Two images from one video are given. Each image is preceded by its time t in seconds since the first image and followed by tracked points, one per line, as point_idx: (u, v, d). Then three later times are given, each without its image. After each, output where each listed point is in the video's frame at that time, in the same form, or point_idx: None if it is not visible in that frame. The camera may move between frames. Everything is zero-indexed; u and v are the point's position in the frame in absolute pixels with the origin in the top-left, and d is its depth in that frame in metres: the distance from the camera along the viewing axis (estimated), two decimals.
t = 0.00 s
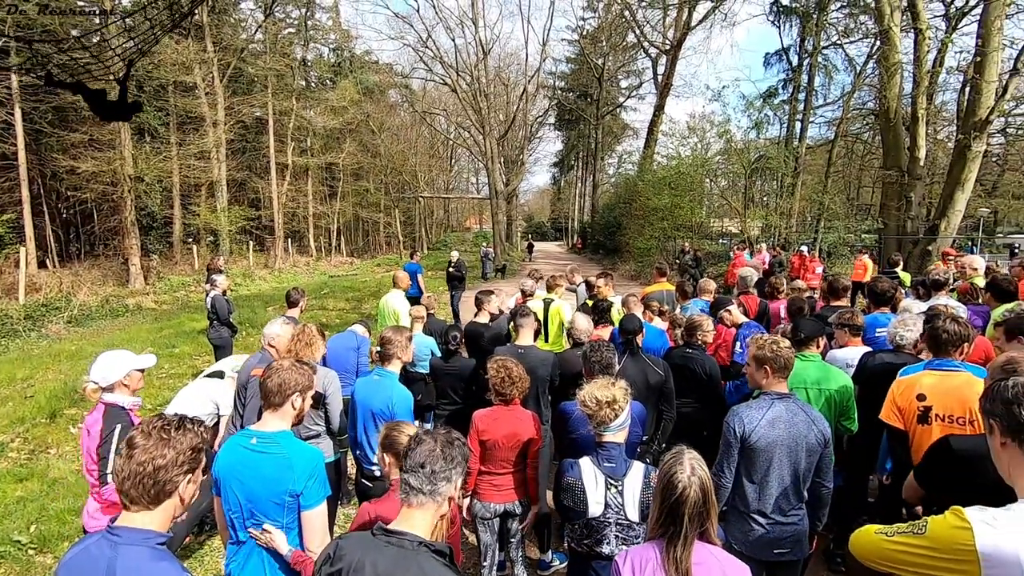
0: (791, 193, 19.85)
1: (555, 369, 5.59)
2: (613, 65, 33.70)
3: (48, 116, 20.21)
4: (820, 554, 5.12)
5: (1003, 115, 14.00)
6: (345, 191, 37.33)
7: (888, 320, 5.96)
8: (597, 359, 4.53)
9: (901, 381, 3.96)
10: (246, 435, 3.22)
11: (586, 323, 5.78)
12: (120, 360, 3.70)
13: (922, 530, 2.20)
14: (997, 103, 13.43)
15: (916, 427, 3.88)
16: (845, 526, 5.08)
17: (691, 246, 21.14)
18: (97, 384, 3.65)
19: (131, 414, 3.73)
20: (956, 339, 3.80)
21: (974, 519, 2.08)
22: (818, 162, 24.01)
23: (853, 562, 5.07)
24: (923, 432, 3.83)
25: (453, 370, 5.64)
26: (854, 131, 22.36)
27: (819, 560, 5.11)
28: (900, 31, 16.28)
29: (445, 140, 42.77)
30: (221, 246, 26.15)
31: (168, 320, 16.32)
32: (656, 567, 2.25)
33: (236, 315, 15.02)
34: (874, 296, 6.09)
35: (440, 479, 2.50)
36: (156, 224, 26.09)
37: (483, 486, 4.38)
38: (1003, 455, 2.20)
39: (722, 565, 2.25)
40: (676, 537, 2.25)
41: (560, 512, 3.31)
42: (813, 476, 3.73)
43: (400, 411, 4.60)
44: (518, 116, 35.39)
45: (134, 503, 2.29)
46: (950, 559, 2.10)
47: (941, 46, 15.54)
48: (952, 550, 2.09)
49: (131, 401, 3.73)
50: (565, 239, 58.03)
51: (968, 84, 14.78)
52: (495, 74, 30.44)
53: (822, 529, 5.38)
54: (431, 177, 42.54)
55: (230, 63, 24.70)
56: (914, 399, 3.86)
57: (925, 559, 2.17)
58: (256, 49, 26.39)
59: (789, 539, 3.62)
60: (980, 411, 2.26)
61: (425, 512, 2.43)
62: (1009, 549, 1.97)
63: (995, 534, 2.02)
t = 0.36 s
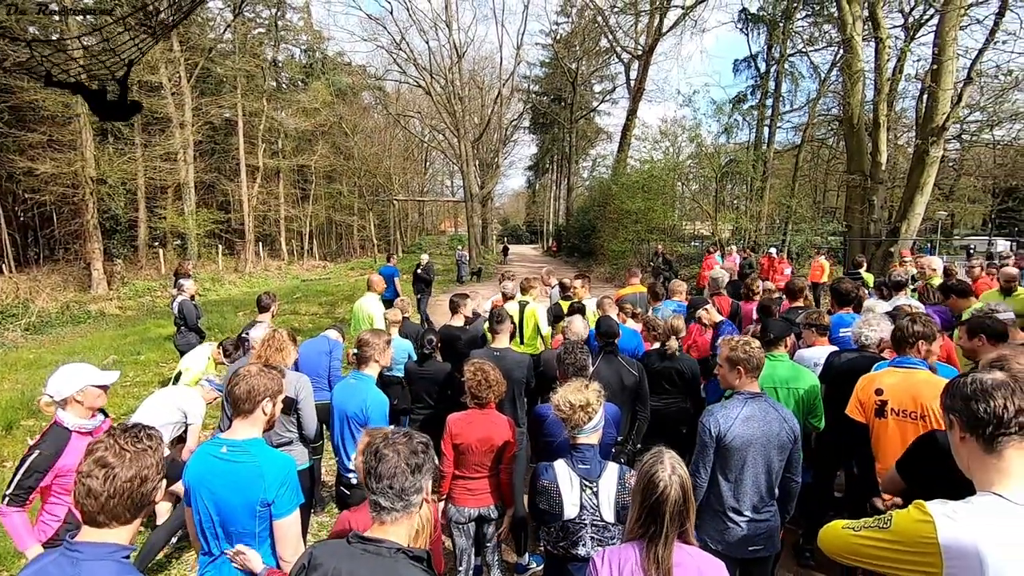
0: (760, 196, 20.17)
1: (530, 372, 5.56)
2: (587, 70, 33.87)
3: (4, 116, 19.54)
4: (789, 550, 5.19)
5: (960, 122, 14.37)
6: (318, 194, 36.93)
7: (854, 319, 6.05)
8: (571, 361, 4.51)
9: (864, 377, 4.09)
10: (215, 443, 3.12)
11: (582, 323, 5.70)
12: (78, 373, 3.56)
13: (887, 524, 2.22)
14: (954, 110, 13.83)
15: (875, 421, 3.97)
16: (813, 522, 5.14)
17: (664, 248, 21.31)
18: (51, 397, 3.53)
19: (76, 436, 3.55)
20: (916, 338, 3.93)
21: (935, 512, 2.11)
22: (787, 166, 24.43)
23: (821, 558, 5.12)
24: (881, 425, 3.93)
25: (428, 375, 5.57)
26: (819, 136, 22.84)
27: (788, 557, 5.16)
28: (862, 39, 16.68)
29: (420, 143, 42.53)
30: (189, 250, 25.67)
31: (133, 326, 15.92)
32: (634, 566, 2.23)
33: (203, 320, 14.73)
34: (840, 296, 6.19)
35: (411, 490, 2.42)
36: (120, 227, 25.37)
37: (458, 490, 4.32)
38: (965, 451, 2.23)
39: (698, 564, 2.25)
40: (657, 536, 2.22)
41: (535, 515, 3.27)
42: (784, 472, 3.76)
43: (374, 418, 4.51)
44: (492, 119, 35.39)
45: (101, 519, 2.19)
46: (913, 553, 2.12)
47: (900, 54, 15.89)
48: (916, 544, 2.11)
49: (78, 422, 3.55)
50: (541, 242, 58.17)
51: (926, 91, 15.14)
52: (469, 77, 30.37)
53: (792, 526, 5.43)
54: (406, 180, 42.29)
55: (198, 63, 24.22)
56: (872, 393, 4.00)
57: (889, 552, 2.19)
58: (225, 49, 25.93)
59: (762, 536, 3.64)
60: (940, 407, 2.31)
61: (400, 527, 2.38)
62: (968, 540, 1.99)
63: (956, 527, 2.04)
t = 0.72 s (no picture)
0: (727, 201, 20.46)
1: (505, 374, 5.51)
2: (559, 74, 33.97)
3: None
4: (755, 546, 5.23)
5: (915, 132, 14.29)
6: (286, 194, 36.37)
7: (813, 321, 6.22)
8: (545, 363, 4.47)
9: (827, 376, 4.12)
10: (186, 447, 2.98)
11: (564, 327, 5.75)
12: (29, 375, 3.41)
13: (855, 518, 2.23)
14: (909, 119, 14.21)
15: (835, 417, 4.03)
16: (779, 519, 5.17)
17: (634, 251, 21.48)
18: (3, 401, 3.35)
19: (33, 440, 3.41)
20: (877, 337, 4.00)
21: (901, 506, 2.12)
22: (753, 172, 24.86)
23: (786, 554, 5.15)
24: (842, 422, 3.98)
25: (403, 376, 5.48)
26: (784, 143, 23.29)
27: (753, 554, 5.18)
28: (824, 50, 17.05)
29: (392, 145, 42.20)
30: (150, 251, 25.00)
31: (91, 329, 15.40)
32: (615, 565, 2.19)
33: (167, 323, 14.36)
34: (799, 298, 6.31)
35: (394, 498, 2.35)
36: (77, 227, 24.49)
37: (432, 494, 4.24)
38: (927, 445, 2.26)
39: (679, 562, 2.21)
40: (636, 537, 2.20)
41: (511, 517, 3.22)
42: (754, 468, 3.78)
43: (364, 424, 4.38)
44: (464, 121, 35.28)
45: (57, 534, 2.08)
46: (879, 546, 2.14)
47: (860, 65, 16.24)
48: (881, 537, 2.13)
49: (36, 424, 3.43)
50: (513, 244, 58.24)
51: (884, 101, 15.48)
52: (441, 78, 30.18)
53: (758, 523, 5.46)
54: (378, 181, 41.88)
55: (161, 59, 23.60)
56: (834, 392, 4.04)
57: (857, 545, 2.20)
58: (190, 45, 25.31)
59: (735, 532, 3.64)
60: (905, 404, 2.34)
61: (381, 537, 2.31)
62: (932, 532, 2.02)
63: (922, 520, 2.05)
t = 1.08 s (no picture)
0: (688, 206, 20.73)
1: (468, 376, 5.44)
2: (524, 77, 33.97)
3: None
4: (711, 544, 5.27)
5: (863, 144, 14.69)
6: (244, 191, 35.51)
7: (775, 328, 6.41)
8: (509, 365, 4.41)
9: (781, 379, 4.15)
10: (134, 451, 2.82)
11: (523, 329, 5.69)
12: None
13: (807, 514, 2.22)
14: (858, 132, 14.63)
15: (789, 418, 4.06)
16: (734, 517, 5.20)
17: (597, 254, 21.62)
18: None
19: None
20: (829, 340, 4.07)
21: (851, 499, 2.13)
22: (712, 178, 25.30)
23: (741, 552, 5.18)
24: (796, 422, 4.02)
25: (365, 377, 5.37)
26: (741, 151, 23.78)
27: (709, 552, 5.20)
28: (781, 62, 17.45)
29: (355, 143, 41.62)
30: (97, 247, 24.04)
31: (32, 328, 14.70)
32: (578, 564, 2.14)
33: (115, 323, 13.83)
34: (752, 302, 6.41)
35: (362, 507, 2.25)
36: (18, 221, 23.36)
37: (393, 498, 4.14)
38: (876, 443, 2.28)
39: (644, 564, 2.17)
40: (601, 537, 2.16)
41: (471, 519, 3.15)
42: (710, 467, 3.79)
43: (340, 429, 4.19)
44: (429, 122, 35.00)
45: None
46: (828, 541, 2.14)
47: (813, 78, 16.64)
48: (832, 531, 2.13)
49: None
50: (478, 246, 58.11)
51: (835, 113, 15.89)
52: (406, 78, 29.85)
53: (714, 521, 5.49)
54: (340, 180, 41.24)
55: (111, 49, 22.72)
56: (788, 394, 4.07)
57: (810, 540, 2.19)
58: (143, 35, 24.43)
59: (692, 530, 3.65)
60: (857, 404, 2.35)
61: (346, 548, 2.21)
62: (877, 525, 2.04)
63: (869, 513, 2.07)
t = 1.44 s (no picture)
0: (645, 205, 20.99)
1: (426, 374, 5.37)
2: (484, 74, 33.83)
3: None
4: (665, 536, 5.31)
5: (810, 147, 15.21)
6: (193, 185, 34.42)
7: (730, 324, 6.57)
8: (466, 364, 4.37)
9: (747, 374, 4.19)
10: (62, 461, 2.67)
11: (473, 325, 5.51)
12: None
13: (759, 501, 2.27)
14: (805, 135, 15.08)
15: (760, 415, 4.12)
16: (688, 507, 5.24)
17: (557, 252, 21.75)
18: None
19: None
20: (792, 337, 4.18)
21: (799, 488, 2.18)
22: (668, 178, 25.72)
23: (694, 542, 5.23)
24: (765, 421, 4.09)
25: (320, 376, 5.24)
26: (695, 153, 24.25)
27: (664, 543, 5.24)
28: (733, 66, 17.82)
29: (310, 138, 40.80)
30: (31, 242, 22.91)
31: None
32: (538, 563, 2.13)
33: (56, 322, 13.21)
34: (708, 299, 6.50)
35: (322, 509, 2.19)
36: None
37: (349, 500, 4.07)
38: (823, 432, 2.34)
39: (603, 560, 2.16)
40: (559, 535, 2.14)
41: (426, 519, 3.10)
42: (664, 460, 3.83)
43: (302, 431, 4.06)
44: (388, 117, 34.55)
45: None
46: (778, 527, 2.19)
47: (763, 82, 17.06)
48: (782, 517, 2.19)
49: None
50: (438, 244, 57.71)
51: (783, 117, 16.31)
52: (364, 72, 29.39)
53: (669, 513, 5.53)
54: (295, 175, 40.36)
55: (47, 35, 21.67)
56: (758, 387, 4.12)
57: (764, 524, 2.24)
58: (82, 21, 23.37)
59: (646, 523, 3.68)
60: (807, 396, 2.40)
61: (305, 553, 2.12)
62: (822, 512, 2.12)
63: (817, 500, 2.13)
